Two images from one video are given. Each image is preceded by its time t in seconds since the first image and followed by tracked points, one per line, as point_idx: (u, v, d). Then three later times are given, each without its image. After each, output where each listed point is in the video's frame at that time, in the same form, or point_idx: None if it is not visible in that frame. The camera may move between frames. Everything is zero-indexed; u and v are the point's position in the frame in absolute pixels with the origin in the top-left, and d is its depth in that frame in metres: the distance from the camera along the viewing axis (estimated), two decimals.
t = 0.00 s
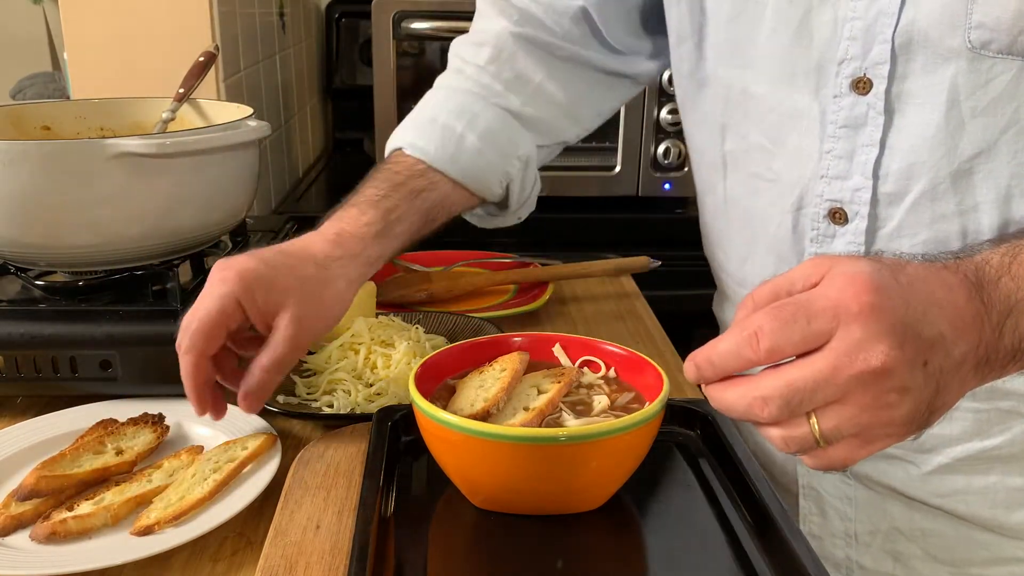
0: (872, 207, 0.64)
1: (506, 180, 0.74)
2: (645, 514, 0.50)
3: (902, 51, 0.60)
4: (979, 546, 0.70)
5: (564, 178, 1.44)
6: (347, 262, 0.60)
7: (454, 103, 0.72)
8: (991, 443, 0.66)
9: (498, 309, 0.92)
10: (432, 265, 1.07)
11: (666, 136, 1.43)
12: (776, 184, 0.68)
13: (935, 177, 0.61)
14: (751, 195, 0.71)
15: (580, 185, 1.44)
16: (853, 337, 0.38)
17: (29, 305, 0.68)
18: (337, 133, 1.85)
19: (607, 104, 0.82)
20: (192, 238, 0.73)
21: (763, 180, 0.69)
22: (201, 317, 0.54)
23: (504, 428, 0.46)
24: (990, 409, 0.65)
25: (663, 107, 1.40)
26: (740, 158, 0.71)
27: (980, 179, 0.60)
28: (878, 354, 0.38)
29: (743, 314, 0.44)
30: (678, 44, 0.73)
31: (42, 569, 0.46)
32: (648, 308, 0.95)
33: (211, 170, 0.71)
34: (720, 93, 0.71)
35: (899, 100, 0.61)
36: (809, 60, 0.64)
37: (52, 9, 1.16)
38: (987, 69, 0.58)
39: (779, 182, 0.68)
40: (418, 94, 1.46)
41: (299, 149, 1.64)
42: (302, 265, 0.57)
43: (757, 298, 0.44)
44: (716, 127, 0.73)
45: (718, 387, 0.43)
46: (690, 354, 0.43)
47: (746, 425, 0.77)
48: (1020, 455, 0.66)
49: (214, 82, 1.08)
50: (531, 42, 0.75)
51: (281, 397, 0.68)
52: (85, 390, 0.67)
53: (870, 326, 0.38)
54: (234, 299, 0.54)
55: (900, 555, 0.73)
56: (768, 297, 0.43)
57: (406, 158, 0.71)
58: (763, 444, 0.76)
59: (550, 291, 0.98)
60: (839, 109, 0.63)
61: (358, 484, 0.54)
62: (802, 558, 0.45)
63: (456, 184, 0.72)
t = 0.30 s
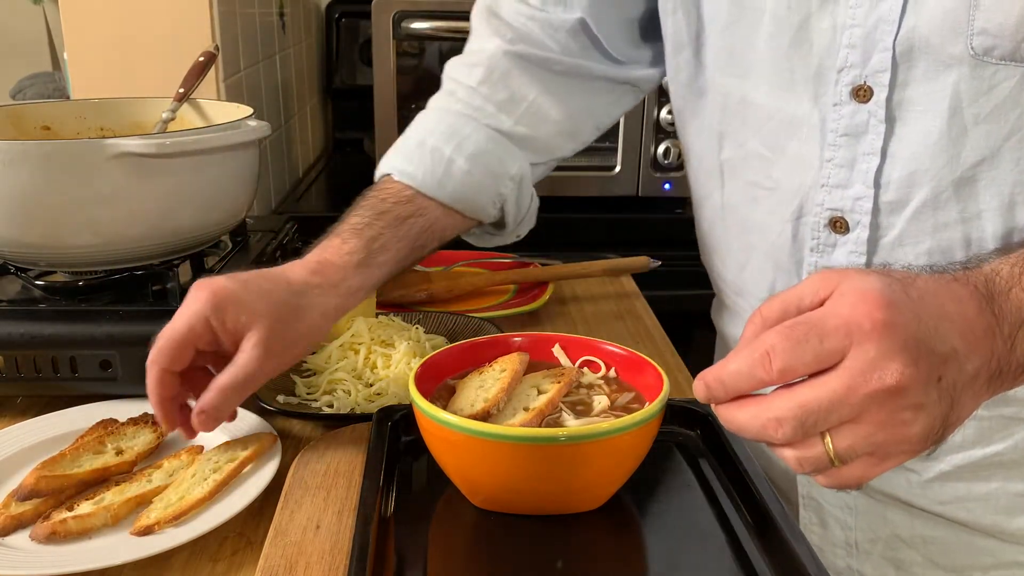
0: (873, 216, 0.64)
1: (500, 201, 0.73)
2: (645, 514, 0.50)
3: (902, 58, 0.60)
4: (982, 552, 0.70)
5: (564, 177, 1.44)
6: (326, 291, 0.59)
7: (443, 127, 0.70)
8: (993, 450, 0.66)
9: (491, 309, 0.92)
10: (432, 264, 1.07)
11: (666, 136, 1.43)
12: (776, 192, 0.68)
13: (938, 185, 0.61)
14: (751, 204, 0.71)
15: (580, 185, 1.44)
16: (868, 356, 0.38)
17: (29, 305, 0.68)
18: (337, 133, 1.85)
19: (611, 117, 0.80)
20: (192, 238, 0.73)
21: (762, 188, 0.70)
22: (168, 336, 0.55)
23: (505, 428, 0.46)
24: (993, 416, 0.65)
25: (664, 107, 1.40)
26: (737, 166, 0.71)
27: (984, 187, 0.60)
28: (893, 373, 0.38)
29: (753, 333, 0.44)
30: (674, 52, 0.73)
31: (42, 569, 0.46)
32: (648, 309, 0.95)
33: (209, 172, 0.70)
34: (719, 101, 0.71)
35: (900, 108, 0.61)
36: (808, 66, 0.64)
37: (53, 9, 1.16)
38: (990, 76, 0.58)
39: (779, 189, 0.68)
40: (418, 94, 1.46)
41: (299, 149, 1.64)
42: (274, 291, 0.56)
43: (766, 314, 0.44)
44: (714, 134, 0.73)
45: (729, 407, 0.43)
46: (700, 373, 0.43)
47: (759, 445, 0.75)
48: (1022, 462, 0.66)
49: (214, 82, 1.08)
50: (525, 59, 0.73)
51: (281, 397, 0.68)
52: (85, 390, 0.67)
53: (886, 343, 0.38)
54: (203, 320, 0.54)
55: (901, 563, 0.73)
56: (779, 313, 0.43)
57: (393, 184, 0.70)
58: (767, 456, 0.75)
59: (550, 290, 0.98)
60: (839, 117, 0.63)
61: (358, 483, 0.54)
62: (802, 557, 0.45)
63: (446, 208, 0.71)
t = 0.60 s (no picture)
0: (873, 220, 0.64)
1: (466, 208, 0.72)
2: (646, 514, 0.50)
3: (901, 62, 0.60)
4: (985, 555, 0.70)
5: (564, 178, 1.44)
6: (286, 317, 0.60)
7: (405, 133, 0.69)
8: (995, 453, 0.66)
9: (489, 310, 0.92)
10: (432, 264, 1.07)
11: (666, 136, 1.42)
12: (774, 196, 0.68)
13: (938, 189, 0.61)
14: (748, 208, 0.71)
15: (580, 185, 1.44)
16: (866, 361, 0.38)
17: (29, 306, 0.68)
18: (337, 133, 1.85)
19: (584, 117, 0.79)
20: (192, 238, 0.73)
21: (760, 192, 0.69)
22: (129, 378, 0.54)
23: (505, 428, 0.46)
24: (995, 419, 0.65)
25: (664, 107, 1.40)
26: (735, 170, 0.71)
27: (984, 190, 0.60)
28: (892, 379, 0.38)
29: (752, 340, 0.44)
30: (667, 55, 0.73)
31: (42, 569, 0.46)
32: (649, 309, 0.95)
33: (208, 174, 0.70)
34: (712, 105, 0.71)
35: (899, 112, 0.61)
36: (808, 71, 0.64)
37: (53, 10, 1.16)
38: (989, 78, 0.58)
39: (778, 194, 0.68)
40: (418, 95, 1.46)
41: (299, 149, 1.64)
42: (232, 324, 0.57)
43: (765, 320, 0.44)
44: (707, 139, 0.73)
45: (727, 413, 0.43)
46: (700, 380, 0.43)
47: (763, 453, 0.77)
48: None
49: (215, 82, 1.08)
50: (490, 62, 0.72)
51: (280, 397, 0.68)
52: (85, 390, 0.67)
53: (883, 349, 0.38)
54: (164, 361, 0.54)
55: (905, 568, 0.72)
56: (777, 319, 0.43)
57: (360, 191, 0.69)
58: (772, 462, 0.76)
59: (551, 290, 0.98)
60: (839, 121, 0.63)
61: (358, 483, 0.54)
62: (802, 558, 0.45)
63: (410, 219, 0.70)
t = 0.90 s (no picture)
0: (877, 221, 0.64)
1: (461, 215, 0.72)
2: (645, 514, 0.50)
3: (904, 62, 0.60)
4: (989, 556, 0.70)
5: (564, 178, 1.44)
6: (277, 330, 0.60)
7: (397, 141, 0.69)
8: (999, 454, 0.66)
9: (488, 310, 0.92)
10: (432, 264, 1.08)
11: (666, 135, 1.42)
12: (776, 197, 0.69)
13: (942, 189, 0.61)
14: (750, 209, 0.71)
15: (580, 185, 1.44)
16: (874, 363, 0.39)
17: (29, 305, 0.68)
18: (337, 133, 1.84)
19: (578, 117, 0.79)
20: (192, 239, 0.73)
21: (762, 192, 0.70)
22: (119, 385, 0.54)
23: (505, 428, 0.46)
24: (999, 419, 0.64)
25: (664, 107, 1.40)
26: (735, 172, 0.71)
27: (988, 190, 0.60)
28: (899, 380, 0.38)
29: (757, 341, 0.44)
30: (665, 57, 0.73)
31: (41, 569, 0.46)
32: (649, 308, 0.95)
33: (207, 174, 0.70)
34: (713, 107, 0.71)
35: (902, 113, 0.61)
36: (809, 72, 0.64)
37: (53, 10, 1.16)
38: (993, 78, 0.58)
39: (780, 195, 0.68)
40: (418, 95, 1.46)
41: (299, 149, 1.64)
42: (226, 336, 0.57)
43: (769, 321, 0.44)
44: (707, 141, 0.72)
45: (733, 417, 0.43)
46: (706, 383, 0.43)
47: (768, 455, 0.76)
48: None
49: (215, 82, 1.08)
50: (483, 69, 0.71)
51: (281, 397, 0.68)
52: (85, 390, 0.67)
53: (891, 350, 0.39)
54: (154, 369, 0.54)
55: (909, 569, 0.73)
56: (782, 321, 0.43)
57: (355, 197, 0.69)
58: (774, 461, 0.75)
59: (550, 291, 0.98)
60: (841, 122, 0.63)
61: (358, 483, 0.54)
62: (801, 557, 0.45)
63: (405, 228, 0.70)
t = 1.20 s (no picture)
0: (877, 219, 0.64)
1: (462, 213, 0.72)
2: (645, 514, 0.50)
3: (906, 60, 0.60)
4: (989, 556, 0.70)
5: (564, 177, 1.44)
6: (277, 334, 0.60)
7: (400, 138, 0.69)
8: (1000, 453, 0.65)
9: (488, 310, 0.92)
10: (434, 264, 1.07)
11: (666, 135, 1.43)
12: (778, 196, 0.69)
13: (943, 185, 0.61)
14: (751, 207, 0.71)
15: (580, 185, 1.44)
16: (868, 355, 0.38)
17: (29, 305, 0.68)
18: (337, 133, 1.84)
19: (581, 117, 0.79)
20: (192, 239, 0.73)
21: (763, 191, 0.70)
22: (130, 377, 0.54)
23: (506, 428, 0.46)
24: (1000, 418, 0.64)
25: (664, 107, 1.40)
26: (738, 172, 0.71)
27: (989, 187, 0.60)
28: (894, 373, 0.38)
29: (754, 334, 0.44)
30: (667, 57, 0.73)
31: (42, 569, 0.46)
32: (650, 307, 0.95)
33: (207, 173, 0.70)
34: (716, 105, 0.71)
35: (904, 111, 0.61)
36: (811, 71, 0.64)
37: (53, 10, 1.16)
38: (995, 75, 0.58)
39: (781, 193, 0.68)
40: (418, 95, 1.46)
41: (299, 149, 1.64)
42: (232, 329, 0.57)
43: (766, 315, 0.44)
44: (710, 139, 0.73)
45: (728, 408, 0.43)
46: (701, 375, 0.43)
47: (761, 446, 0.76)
48: None
49: (215, 82, 1.08)
50: (486, 67, 0.71)
51: (280, 397, 0.68)
52: (85, 390, 0.67)
53: (884, 342, 0.38)
54: (162, 360, 0.54)
55: (909, 569, 0.73)
56: (779, 314, 0.43)
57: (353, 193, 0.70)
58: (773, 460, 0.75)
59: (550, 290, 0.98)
60: (842, 120, 0.63)
61: (358, 483, 0.54)
62: (801, 557, 0.45)
63: (406, 225, 0.70)
